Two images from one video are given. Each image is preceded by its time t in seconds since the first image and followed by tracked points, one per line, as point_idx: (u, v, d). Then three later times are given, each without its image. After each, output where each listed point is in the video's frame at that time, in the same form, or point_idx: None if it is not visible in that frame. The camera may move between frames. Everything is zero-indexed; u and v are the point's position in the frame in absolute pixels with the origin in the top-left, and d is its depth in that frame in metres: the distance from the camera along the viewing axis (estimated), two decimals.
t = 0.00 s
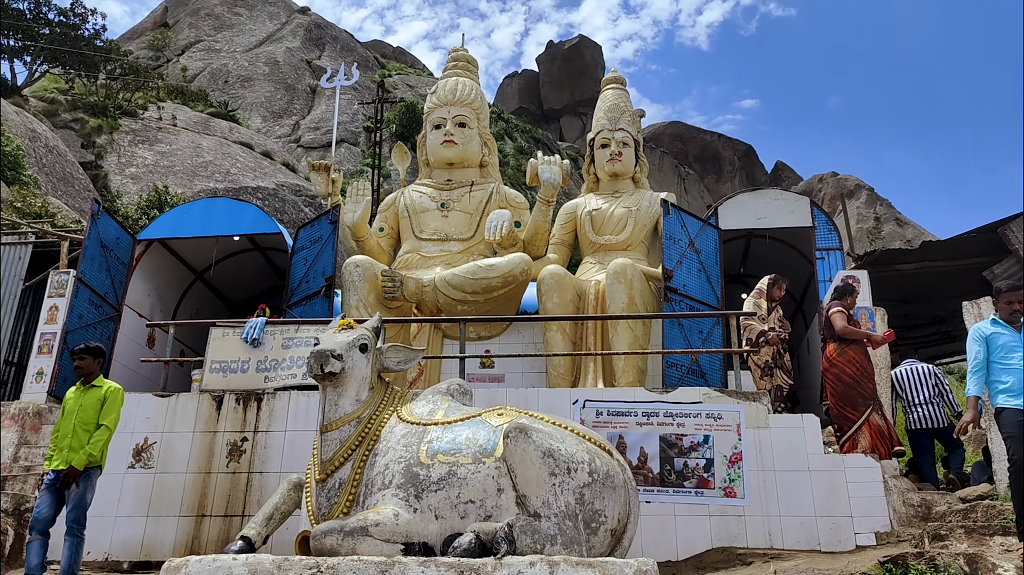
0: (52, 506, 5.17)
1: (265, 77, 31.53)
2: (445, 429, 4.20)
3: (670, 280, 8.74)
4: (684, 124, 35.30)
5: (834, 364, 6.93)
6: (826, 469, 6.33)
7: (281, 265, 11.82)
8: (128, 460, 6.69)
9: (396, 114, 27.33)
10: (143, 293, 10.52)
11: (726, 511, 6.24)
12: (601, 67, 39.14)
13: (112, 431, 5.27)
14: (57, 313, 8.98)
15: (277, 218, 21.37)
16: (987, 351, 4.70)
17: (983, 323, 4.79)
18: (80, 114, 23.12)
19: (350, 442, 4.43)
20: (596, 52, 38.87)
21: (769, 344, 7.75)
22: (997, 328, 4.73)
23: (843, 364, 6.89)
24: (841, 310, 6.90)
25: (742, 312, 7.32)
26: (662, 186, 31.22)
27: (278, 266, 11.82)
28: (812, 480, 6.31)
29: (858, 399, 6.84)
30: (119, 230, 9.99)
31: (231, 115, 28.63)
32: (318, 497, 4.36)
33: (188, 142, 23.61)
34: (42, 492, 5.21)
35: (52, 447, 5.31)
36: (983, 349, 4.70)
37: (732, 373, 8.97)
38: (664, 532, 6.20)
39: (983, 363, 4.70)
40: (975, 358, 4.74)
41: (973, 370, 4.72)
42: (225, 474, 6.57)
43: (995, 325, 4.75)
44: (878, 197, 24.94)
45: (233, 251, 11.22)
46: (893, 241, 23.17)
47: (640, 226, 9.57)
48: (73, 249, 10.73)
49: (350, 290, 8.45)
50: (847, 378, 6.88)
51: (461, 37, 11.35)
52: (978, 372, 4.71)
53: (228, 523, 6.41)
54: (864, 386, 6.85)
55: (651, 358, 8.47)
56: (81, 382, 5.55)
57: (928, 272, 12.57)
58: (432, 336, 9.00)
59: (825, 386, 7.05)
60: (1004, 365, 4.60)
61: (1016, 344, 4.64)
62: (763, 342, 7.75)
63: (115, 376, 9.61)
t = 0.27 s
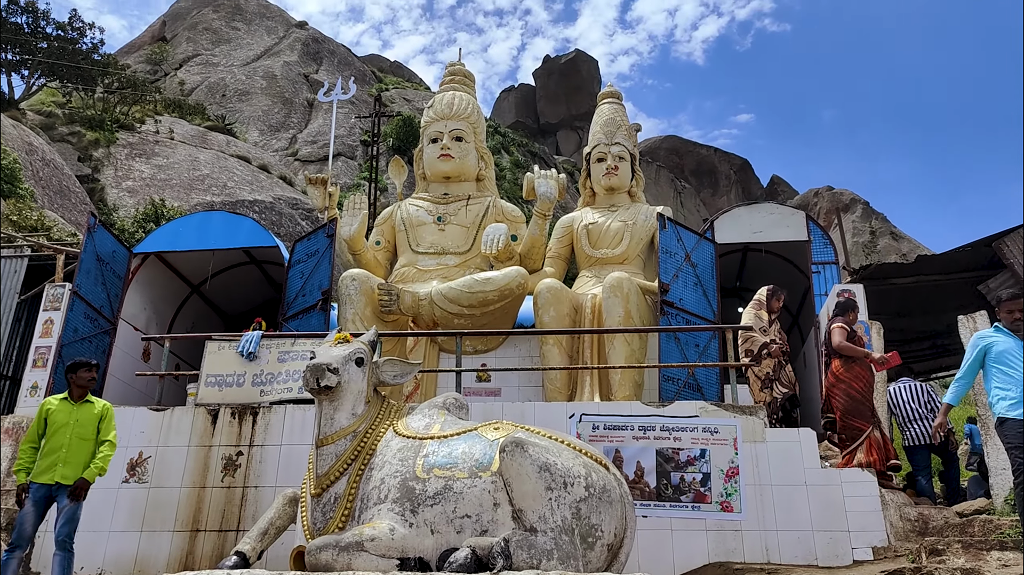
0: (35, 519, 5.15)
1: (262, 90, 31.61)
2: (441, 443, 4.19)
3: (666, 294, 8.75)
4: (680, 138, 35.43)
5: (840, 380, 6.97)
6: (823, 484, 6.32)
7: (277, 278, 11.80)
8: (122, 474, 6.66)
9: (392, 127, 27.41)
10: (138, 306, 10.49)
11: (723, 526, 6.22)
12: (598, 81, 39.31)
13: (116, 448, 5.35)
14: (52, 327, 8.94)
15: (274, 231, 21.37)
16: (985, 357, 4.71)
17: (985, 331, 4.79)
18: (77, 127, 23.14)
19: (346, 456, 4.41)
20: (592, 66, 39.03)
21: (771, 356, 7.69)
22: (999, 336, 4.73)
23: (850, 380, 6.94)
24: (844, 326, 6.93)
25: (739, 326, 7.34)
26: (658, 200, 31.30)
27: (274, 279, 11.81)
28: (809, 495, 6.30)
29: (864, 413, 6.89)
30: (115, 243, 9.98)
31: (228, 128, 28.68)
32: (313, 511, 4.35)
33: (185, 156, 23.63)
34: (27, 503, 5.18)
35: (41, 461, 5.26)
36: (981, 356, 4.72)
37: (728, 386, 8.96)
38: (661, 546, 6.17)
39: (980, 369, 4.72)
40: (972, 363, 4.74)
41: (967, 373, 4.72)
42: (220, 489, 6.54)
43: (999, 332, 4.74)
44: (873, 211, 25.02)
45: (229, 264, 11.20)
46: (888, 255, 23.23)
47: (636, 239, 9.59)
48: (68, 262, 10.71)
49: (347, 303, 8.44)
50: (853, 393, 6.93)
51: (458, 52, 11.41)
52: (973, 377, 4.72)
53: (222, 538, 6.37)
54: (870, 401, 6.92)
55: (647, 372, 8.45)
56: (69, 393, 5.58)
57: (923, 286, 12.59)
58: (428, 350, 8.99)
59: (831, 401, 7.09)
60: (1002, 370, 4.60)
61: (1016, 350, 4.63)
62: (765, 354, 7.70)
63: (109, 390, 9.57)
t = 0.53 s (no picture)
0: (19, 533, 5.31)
1: (263, 105, 31.73)
2: (440, 459, 4.18)
3: (665, 309, 8.75)
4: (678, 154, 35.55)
5: (855, 407, 6.90)
6: (822, 500, 6.30)
7: (276, 292, 11.80)
8: (119, 489, 6.64)
9: (392, 142, 27.50)
10: (137, 320, 10.48)
11: (722, 543, 6.18)
12: (596, 97, 39.47)
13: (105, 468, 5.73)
14: (49, 341, 9.00)
15: (273, 246, 21.39)
16: (988, 382, 4.73)
17: (989, 355, 4.81)
18: (78, 142, 23.21)
19: (344, 471, 4.40)
20: (591, 82, 39.21)
21: (777, 370, 7.57)
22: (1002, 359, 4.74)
23: (865, 406, 6.89)
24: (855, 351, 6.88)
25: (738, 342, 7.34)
26: (657, 215, 31.35)
27: (273, 294, 11.81)
28: (808, 511, 6.28)
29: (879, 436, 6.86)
30: (114, 257, 9.98)
31: (227, 143, 28.75)
32: (311, 527, 4.34)
33: (185, 170, 23.68)
34: (15, 519, 5.30)
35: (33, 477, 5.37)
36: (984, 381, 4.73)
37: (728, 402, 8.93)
38: (660, 563, 6.14)
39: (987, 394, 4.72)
40: (977, 388, 4.76)
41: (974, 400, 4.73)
42: (217, 504, 6.51)
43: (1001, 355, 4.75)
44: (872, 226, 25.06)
45: (228, 278, 11.20)
46: (887, 271, 23.25)
47: (635, 255, 9.61)
48: (68, 277, 10.72)
49: (345, 317, 8.44)
50: (866, 417, 6.89)
51: (458, 68, 11.46)
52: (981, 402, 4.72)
53: (218, 554, 6.33)
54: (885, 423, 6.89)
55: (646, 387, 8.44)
56: (48, 407, 5.68)
57: (922, 301, 12.59)
58: (427, 365, 8.97)
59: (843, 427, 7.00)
60: (1003, 396, 4.59)
61: (1018, 373, 4.63)
62: (770, 367, 7.57)
63: (107, 405, 9.54)
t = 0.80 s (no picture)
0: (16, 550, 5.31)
1: (263, 124, 31.88)
2: (439, 479, 4.16)
3: (665, 328, 8.75)
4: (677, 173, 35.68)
5: (869, 425, 6.85)
6: (823, 520, 6.28)
7: (276, 311, 11.79)
8: (116, 509, 6.61)
9: (391, 161, 27.61)
10: (135, 339, 10.47)
11: (723, 564, 6.15)
12: (596, 117, 39.67)
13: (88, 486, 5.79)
14: (48, 359, 9.02)
15: (272, 264, 21.41)
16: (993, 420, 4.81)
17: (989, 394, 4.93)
18: (78, 161, 23.28)
19: (342, 491, 4.39)
20: (590, 101, 39.40)
21: (782, 398, 7.56)
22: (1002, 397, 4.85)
23: (878, 425, 6.85)
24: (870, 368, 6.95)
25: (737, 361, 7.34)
26: (656, 233, 31.42)
27: (272, 313, 11.81)
28: (809, 531, 6.26)
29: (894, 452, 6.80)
30: (114, 275, 9.98)
31: (228, 162, 28.85)
32: (309, 548, 4.32)
33: (185, 189, 23.73)
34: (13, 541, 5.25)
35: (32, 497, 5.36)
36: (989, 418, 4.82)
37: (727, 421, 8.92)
38: None
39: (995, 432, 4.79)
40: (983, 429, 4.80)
41: (985, 438, 4.79)
42: (214, 524, 6.47)
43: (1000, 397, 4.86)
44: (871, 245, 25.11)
45: (227, 297, 11.21)
46: (886, 290, 23.27)
47: (634, 274, 9.62)
48: (67, 295, 10.72)
49: (345, 337, 8.46)
50: (879, 435, 6.82)
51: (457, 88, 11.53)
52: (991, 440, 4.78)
53: None
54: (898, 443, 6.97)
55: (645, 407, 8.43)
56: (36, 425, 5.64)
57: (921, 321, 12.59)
58: (426, 384, 8.96)
59: (856, 448, 6.91)
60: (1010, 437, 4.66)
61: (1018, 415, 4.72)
62: (774, 396, 7.57)
63: (105, 424, 9.50)
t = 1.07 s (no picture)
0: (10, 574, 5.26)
1: (263, 145, 32.01)
2: (437, 501, 4.14)
3: (663, 349, 8.74)
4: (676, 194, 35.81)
5: (879, 450, 6.86)
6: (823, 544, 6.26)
7: (274, 332, 11.77)
8: (111, 531, 6.56)
9: (391, 182, 27.70)
10: (133, 360, 10.45)
11: None
12: (594, 138, 39.87)
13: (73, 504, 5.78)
14: (46, 381, 8.96)
15: (271, 284, 21.42)
16: (1003, 436, 4.74)
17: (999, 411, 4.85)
18: (78, 181, 23.34)
19: (340, 514, 4.37)
20: (589, 123, 39.61)
21: (795, 432, 7.77)
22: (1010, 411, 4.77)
23: (887, 450, 6.87)
24: (881, 394, 7.02)
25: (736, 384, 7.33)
26: (655, 255, 31.46)
27: (270, 333, 11.80)
28: (809, 555, 6.24)
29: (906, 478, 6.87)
30: (112, 296, 9.96)
31: (227, 183, 28.94)
32: (306, 571, 4.29)
33: (184, 209, 23.77)
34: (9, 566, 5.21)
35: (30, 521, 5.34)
36: (1000, 435, 4.74)
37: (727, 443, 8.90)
38: None
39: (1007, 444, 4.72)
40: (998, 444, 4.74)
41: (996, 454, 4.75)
42: (211, 547, 6.43)
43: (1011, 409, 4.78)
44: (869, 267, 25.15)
45: (225, 317, 11.19)
46: (884, 311, 23.28)
47: (633, 295, 9.62)
48: (65, 315, 10.71)
49: (343, 357, 8.42)
50: (893, 462, 6.83)
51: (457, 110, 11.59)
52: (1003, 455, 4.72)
53: None
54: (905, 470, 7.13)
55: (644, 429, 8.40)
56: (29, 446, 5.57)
57: (921, 343, 12.57)
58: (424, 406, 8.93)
59: (867, 475, 6.88)
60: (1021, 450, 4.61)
61: None
62: (787, 432, 7.78)
63: (101, 446, 9.45)
